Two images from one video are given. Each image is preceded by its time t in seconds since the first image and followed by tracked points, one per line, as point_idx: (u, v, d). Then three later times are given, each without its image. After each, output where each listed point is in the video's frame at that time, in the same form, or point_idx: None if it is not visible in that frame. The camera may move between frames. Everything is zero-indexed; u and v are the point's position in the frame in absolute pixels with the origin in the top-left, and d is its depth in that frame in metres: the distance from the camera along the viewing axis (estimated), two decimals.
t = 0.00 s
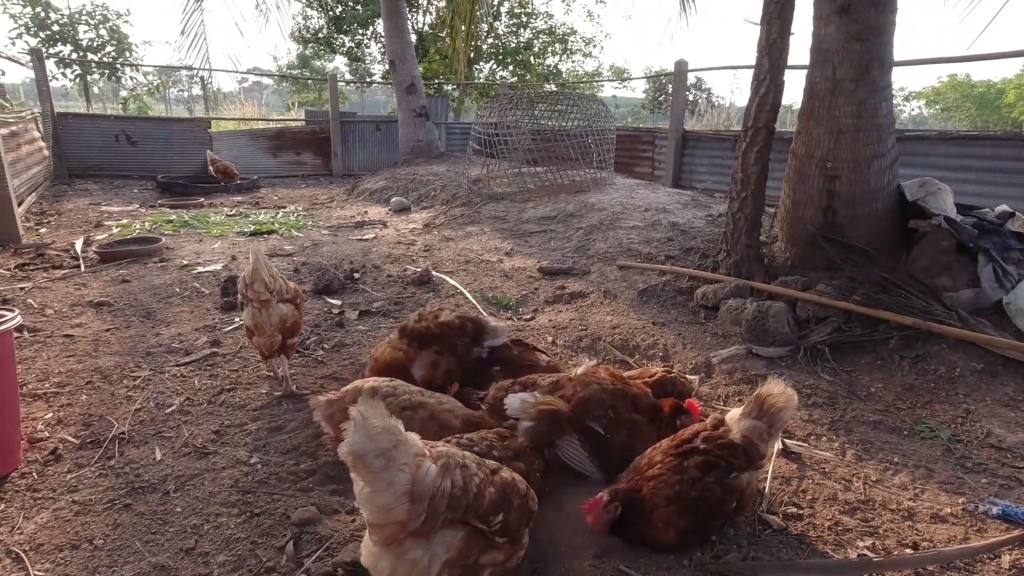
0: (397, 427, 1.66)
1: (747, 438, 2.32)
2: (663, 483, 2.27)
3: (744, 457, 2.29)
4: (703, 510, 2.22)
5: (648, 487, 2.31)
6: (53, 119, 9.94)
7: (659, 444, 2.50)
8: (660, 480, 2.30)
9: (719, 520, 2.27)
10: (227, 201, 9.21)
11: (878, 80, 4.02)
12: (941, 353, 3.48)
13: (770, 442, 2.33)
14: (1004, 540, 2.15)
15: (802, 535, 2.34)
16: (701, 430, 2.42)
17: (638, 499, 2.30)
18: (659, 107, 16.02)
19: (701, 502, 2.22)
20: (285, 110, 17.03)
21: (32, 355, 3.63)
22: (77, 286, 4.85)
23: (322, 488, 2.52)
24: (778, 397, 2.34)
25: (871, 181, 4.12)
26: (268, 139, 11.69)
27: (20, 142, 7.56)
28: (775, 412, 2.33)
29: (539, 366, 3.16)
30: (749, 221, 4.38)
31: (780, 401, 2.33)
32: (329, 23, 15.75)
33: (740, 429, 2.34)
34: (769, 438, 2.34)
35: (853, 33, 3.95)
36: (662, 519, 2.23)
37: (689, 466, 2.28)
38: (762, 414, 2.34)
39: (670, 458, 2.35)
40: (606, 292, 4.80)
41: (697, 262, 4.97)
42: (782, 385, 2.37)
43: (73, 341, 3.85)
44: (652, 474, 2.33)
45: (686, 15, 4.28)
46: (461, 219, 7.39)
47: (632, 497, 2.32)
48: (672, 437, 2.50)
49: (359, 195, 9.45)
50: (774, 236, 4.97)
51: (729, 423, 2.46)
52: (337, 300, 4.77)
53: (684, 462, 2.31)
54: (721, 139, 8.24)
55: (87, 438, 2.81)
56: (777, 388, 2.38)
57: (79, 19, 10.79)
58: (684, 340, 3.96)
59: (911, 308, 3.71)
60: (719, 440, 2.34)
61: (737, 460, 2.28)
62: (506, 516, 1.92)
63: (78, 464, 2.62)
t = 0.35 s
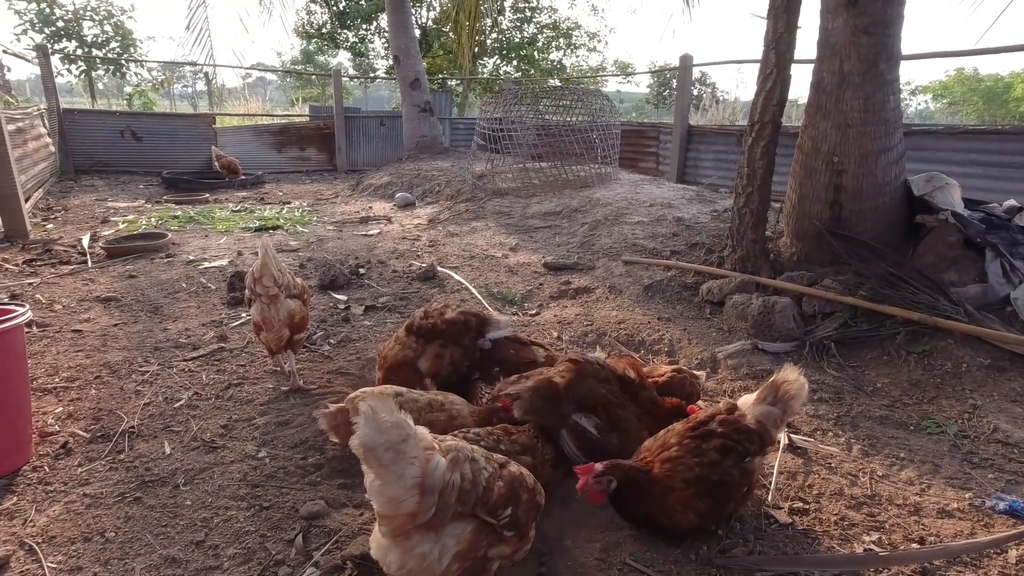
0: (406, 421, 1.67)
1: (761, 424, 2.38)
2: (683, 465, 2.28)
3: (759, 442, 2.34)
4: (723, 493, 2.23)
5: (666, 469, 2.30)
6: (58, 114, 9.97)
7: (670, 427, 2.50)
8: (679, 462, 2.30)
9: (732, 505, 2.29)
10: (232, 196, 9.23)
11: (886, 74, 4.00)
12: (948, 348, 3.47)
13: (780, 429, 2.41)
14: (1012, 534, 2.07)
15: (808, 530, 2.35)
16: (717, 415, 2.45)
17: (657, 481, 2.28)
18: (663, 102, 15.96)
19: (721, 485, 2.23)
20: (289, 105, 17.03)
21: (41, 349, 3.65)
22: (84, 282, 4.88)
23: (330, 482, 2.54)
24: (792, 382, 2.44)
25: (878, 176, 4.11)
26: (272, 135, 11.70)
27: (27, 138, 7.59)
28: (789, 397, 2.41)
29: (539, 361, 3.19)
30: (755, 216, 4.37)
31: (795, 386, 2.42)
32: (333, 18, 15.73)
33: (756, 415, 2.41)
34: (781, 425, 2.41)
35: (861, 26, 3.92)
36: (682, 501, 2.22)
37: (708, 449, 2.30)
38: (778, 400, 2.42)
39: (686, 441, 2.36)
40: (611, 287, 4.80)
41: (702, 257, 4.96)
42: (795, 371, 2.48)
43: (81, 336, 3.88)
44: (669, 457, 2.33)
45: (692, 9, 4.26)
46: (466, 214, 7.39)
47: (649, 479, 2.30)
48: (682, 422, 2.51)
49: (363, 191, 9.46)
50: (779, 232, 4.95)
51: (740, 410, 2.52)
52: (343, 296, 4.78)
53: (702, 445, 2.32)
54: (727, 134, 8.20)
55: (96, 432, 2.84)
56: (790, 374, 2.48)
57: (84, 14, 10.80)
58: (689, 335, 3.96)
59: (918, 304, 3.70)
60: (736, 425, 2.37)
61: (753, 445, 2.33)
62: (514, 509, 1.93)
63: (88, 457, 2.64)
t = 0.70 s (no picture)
0: (404, 412, 1.65)
1: (745, 406, 2.37)
2: (656, 444, 2.27)
3: (741, 424, 2.33)
4: (700, 471, 2.23)
5: (639, 447, 2.29)
6: (63, 111, 10.00)
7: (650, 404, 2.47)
8: (654, 441, 2.28)
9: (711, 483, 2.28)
10: (235, 192, 9.24)
11: (891, 63, 3.95)
12: (953, 340, 3.44)
13: (765, 414, 2.40)
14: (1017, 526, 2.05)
15: (811, 522, 2.33)
16: (698, 393, 2.42)
17: (630, 459, 2.27)
18: (667, 96, 15.87)
19: (698, 463, 2.23)
20: (292, 101, 17.03)
21: (45, 344, 3.67)
22: (88, 277, 4.90)
23: (331, 475, 2.54)
24: (781, 374, 2.46)
25: (883, 166, 4.07)
26: (276, 130, 11.70)
27: (31, 134, 7.62)
28: (778, 387, 2.44)
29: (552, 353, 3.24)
30: (759, 208, 4.34)
31: (784, 377, 2.46)
32: (336, 13, 15.70)
33: (740, 398, 2.39)
34: (765, 411, 2.41)
35: (866, 14, 3.87)
36: (656, 479, 2.22)
37: (686, 428, 2.28)
38: (764, 385, 2.44)
39: (663, 419, 2.33)
40: (614, 280, 4.78)
41: (706, 250, 4.93)
42: (783, 363, 2.51)
43: (85, 331, 3.89)
44: (643, 435, 2.31)
45: None
46: (469, 208, 7.37)
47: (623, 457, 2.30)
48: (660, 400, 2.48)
49: (366, 186, 9.45)
50: (784, 224, 4.91)
51: (725, 390, 2.49)
52: (345, 290, 4.78)
53: (680, 424, 2.30)
54: (731, 126, 8.15)
55: (99, 426, 2.85)
56: (783, 367, 2.50)
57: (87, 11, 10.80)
58: (692, 328, 3.94)
59: (924, 295, 3.66)
60: (719, 405, 2.35)
61: (734, 426, 2.31)
62: (515, 502, 1.91)
63: (91, 451, 2.66)
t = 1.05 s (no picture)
0: (405, 405, 1.66)
1: (729, 392, 2.38)
2: (619, 402, 2.34)
3: (718, 405, 2.32)
4: (656, 427, 2.24)
5: (605, 404, 2.37)
6: (63, 109, 9.99)
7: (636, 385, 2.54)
8: (621, 398, 2.36)
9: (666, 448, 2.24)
10: (236, 188, 9.24)
11: (892, 53, 3.93)
12: (954, 331, 3.44)
13: (751, 409, 2.39)
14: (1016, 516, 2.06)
15: (811, 513, 2.34)
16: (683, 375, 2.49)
17: (593, 413, 2.35)
18: (668, 88, 15.81)
19: (655, 419, 2.25)
20: (292, 97, 17.01)
21: (47, 341, 3.69)
22: (90, 274, 4.91)
23: (332, 470, 2.55)
24: (775, 371, 2.52)
25: (884, 158, 4.05)
26: (276, 126, 11.68)
27: (31, 132, 7.62)
28: (772, 387, 2.48)
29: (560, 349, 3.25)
30: (759, 200, 4.33)
31: (779, 376, 2.51)
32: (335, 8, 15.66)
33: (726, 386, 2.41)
34: (755, 405, 2.42)
35: (866, 5, 3.85)
36: (610, 427, 2.26)
37: (653, 392, 2.35)
38: (756, 380, 2.50)
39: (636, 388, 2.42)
40: (614, 274, 4.77)
41: (706, 243, 4.93)
42: (782, 364, 2.56)
43: (87, 328, 3.90)
44: (612, 395, 2.40)
45: None
46: (469, 203, 7.37)
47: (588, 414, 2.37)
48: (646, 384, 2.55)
49: (367, 181, 9.44)
50: (784, 216, 4.90)
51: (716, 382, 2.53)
52: (346, 285, 4.79)
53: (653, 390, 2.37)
54: (732, 119, 8.12)
55: (102, 422, 2.86)
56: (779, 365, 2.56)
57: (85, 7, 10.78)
58: (693, 321, 3.93)
59: (924, 287, 3.65)
60: (696, 383, 2.40)
61: (709, 406, 2.31)
62: (514, 494, 1.92)
63: (94, 447, 2.67)
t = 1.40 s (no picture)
0: (398, 401, 1.66)
1: (717, 376, 2.36)
2: (611, 400, 2.35)
3: (710, 390, 2.32)
4: (648, 421, 2.24)
5: (598, 403, 2.39)
6: (62, 106, 9.98)
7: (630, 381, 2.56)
8: (612, 397, 2.37)
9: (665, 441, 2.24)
10: (236, 184, 9.23)
11: (893, 44, 3.90)
12: (955, 323, 3.43)
13: (746, 387, 2.37)
14: (1017, 507, 2.06)
15: (812, 504, 2.34)
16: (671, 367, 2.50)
17: (588, 415, 2.37)
18: (668, 82, 15.76)
19: (647, 415, 2.25)
20: (291, 93, 16.99)
21: (48, 337, 3.69)
22: (91, 271, 4.91)
23: (334, 463, 2.55)
24: (762, 348, 2.49)
25: (884, 149, 4.03)
26: (275, 122, 11.66)
27: (31, 129, 7.61)
28: (762, 365, 2.44)
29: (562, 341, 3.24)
30: (759, 193, 4.32)
31: (768, 354, 2.47)
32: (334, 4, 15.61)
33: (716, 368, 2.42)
34: (747, 385, 2.38)
35: None
36: (605, 429, 2.28)
37: (642, 388, 2.36)
38: (745, 361, 2.45)
39: (627, 384, 2.43)
40: (615, 268, 4.76)
41: (707, 236, 4.91)
42: (769, 340, 2.52)
43: (87, 324, 3.91)
44: (604, 394, 2.42)
45: None
46: (469, 198, 7.36)
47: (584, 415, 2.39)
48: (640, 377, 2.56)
49: (367, 176, 9.42)
50: (785, 209, 4.89)
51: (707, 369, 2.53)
52: (346, 280, 4.79)
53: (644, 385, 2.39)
54: (732, 112, 8.10)
55: (103, 417, 2.87)
56: (766, 342, 2.52)
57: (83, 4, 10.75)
58: (694, 314, 3.93)
59: (926, 278, 3.64)
60: (685, 373, 2.41)
61: (700, 391, 2.32)
62: (508, 485, 1.94)
63: (96, 442, 2.68)
